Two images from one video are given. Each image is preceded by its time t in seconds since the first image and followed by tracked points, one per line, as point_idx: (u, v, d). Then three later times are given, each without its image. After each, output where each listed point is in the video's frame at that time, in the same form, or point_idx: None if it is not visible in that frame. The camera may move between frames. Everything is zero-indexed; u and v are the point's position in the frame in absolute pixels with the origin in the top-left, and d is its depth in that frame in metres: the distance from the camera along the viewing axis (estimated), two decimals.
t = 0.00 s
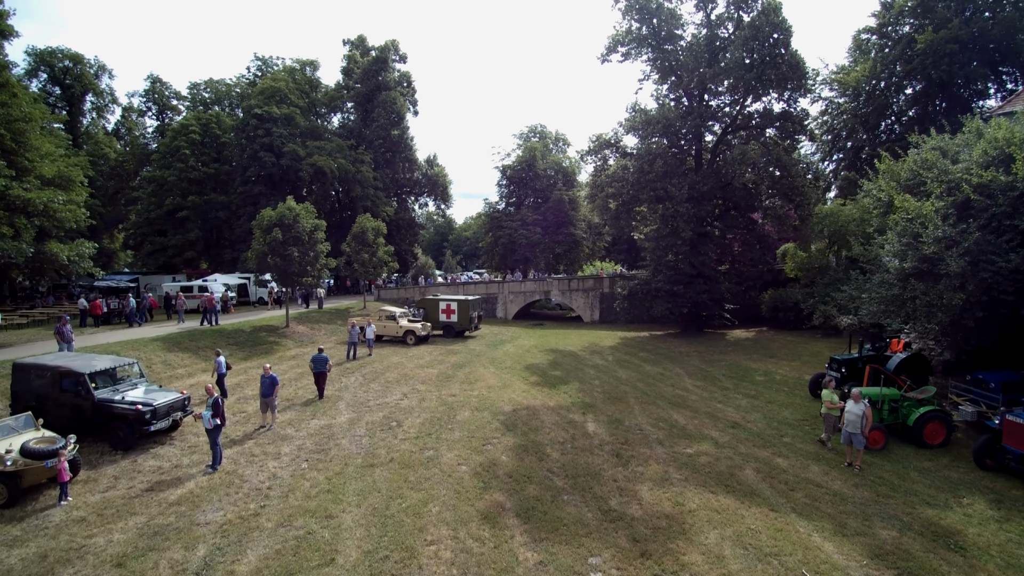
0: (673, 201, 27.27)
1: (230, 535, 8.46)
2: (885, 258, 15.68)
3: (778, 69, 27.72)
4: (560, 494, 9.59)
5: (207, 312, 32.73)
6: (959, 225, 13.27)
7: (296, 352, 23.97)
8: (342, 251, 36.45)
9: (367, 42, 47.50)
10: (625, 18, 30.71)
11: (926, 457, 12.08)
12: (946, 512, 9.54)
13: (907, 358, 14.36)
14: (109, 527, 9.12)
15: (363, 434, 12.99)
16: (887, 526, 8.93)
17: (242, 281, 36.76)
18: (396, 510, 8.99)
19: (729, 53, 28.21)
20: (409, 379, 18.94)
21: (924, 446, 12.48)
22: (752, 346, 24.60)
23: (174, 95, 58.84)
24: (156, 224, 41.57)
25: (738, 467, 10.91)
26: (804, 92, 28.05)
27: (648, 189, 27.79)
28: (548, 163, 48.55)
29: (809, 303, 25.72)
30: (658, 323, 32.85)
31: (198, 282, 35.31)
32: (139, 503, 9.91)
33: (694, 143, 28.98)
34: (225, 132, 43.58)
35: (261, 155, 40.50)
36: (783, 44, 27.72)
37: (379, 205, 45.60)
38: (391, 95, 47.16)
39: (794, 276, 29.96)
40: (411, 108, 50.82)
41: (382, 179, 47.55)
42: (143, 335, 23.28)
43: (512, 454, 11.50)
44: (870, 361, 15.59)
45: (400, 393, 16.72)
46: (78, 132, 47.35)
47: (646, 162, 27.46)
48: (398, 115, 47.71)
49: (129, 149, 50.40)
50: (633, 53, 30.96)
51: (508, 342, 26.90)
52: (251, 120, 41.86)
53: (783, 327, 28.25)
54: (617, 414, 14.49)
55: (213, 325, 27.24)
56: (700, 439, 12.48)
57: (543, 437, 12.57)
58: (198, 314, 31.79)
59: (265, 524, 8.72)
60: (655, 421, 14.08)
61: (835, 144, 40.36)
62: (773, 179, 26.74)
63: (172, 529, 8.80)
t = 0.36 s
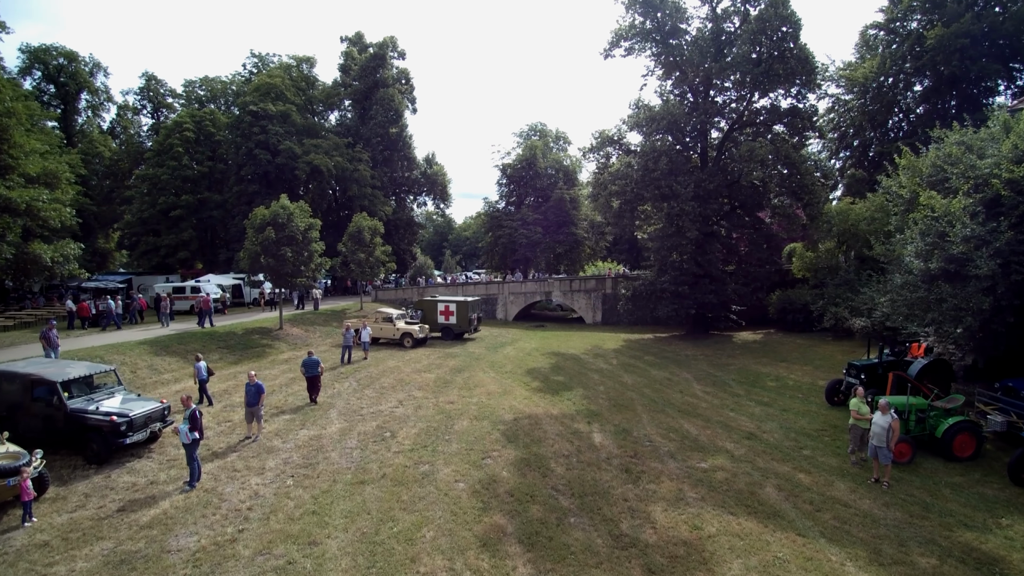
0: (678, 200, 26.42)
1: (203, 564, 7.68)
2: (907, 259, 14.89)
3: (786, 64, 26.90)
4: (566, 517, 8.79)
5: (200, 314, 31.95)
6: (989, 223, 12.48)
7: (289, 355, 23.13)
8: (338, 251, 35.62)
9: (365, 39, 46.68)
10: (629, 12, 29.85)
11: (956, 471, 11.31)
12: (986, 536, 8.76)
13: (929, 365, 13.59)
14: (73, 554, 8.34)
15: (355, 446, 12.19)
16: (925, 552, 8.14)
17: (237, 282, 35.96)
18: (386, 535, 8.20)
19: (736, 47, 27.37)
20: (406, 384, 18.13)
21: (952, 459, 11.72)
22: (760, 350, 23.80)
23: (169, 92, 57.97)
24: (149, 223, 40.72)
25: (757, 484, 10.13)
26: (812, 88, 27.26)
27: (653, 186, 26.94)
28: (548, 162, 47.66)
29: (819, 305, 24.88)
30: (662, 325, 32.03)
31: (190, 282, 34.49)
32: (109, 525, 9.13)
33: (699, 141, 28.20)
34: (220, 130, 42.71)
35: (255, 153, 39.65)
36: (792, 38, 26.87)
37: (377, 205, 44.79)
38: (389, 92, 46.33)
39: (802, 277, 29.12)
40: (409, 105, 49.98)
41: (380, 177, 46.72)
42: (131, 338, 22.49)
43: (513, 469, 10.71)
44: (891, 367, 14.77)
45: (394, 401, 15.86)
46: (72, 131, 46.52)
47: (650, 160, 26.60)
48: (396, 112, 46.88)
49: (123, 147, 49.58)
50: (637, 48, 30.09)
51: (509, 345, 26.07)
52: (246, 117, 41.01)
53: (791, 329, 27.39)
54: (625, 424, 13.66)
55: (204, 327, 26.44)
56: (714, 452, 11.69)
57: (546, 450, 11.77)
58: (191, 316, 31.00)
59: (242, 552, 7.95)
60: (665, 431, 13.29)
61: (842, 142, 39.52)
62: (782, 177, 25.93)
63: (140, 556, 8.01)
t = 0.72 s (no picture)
0: (684, 199, 25.53)
1: None
2: (931, 260, 14.08)
3: (796, 59, 26.07)
4: (572, 546, 7.99)
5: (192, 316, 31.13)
6: None
7: (281, 360, 22.30)
8: (334, 251, 34.76)
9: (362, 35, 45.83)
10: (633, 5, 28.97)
11: (990, 491, 10.50)
12: None
13: (953, 371, 12.73)
14: None
15: (344, 462, 11.36)
16: None
17: (230, 283, 35.15)
18: (374, 570, 7.39)
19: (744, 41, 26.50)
20: (401, 391, 17.30)
21: (985, 477, 10.91)
22: (770, 353, 22.99)
23: (165, 90, 57.07)
24: (141, 223, 39.85)
25: (780, 508, 9.34)
26: (822, 84, 26.51)
27: (658, 186, 26.06)
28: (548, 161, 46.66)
29: (829, 307, 24.05)
30: (666, 327, 31.19)
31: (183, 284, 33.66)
32: (72, 555, 8.34)
33: (705, 138, 27.39)
34: (214, 127, 41.82)
35: (250, 151, 38.79)
36: (802, 32, 26.03)
37: (374, 204, 43.96)
38: (387, 89, 45.49)
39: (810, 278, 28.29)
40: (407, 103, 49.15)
41: (378, 176, 45.87)
42: (118, 342, 21.70)
43: (514, 489, 9.89)
44: (914, 375, 13.92)
45: (388, 410, 15.02)
46: (67, 130, 45.74)
47: (655, 158, 25.71)
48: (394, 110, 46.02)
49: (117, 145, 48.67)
50: (641, 43, 29.21)
51: (509, 349, 25.23)
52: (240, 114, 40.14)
53: (799, 332, 26.52)
54: (633, 436, 12.84)
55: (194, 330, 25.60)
56: (731, 469, 10.88)
57: (549, 466, 10.94)
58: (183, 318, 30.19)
59: None
60: (676, 443, 12.48)
61: (848, 140, 38.70)
62: (791, 175, 25.09)
63: None
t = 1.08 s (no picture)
0: (690, 197, 24.65)
1: None
2: (957, 260, 13.29)
3: (805, 53, 25.23)
4: None
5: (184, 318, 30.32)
6: None
7: (273, 364, 21.47)
8: (330, 251, 33.96)
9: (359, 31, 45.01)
10: None
11: None
12: None
13: (981, 376, 11.81)
14: None
15: (331, 478, 10.57)
16: None
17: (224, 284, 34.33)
18: None
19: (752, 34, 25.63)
20: (396, 398, 16.51)
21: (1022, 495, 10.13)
22: (779, 357, 22.20)
23: (159, 87, 56.24)
24: (133, 222, 39.00)
25: (805, 533, 8.55)
26: (831, 79, 25.70)
27: (662, 184, 25.20)
28: (549, 160, 45.77)
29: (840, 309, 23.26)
30: (670, 330, 30.38)
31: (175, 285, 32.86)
32: None
33: (710, 135, 26.58)
34: (208, 124, 40.95)
35: (244, 148, 37.97)
36: (811, 25, 25.17)
37: (371, 203, 43.12)
38: (384, 86, 44.67)
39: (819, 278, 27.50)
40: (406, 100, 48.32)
41: (375, 175, 45.07)
42: (103, 346, 20.90)
43: (514, 510, 9.09)
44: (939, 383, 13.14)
45: (381, 419, 14.20)
46: (61, 129, 44.80)
47: (659, 155, 24.83)
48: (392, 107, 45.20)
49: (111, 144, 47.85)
50: (645, 37, 28.35)
51: (509, 352, 24.40)
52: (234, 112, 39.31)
53: (809, 336, 25.69)
54: (641, 450, 12.03)
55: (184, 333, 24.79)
56: (748, 488, 10.10)
57: (552, 484, 10.14)
58: (174, 320, 29.39)
59: None
60: (687, 457, 11.71)
61: (856, 137, 37.90)
62: (800, 173, 24.26)
63: None
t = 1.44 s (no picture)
0: (695, 195, 23.67)
1: None
2: (992, 261, 12.30)
3: (815, 44, 24.26)
4: None
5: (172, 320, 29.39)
6: None
7: (260, 369, 20.49)
8: (324, 251, 32.99)
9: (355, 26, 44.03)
10: None
11: None
12: None
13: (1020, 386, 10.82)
14: None
15: (309, 502, 9.60)
16: None
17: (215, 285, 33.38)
18: None
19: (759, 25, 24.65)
20: (386, 407, 15.56)
21: None
22: (789, 362, 21.23)
23: (152, 84, 55.20)
24: (123, 222, 38.06)
25: (837, 569, 7.60)
26: (842, 71, 24.75)
27: (666, 181, 24.22)
28: (549, 157, 44.83)
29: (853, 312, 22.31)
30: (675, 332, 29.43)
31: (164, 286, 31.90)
32: None
33: (716, 130, 25.61)
34: (199, 121, 39.96)
35: (236, 145, 37.00)
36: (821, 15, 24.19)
37: (367, 201, 42.18)
38: (380, 82, 43.69)
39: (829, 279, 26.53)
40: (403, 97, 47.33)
41: (372, 173, 44.11)
42: (82, 351, 19.95)
43: (509, 541, 8.13)
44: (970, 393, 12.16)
45: (369, 431, 13.22)
46: (54, 127, 43.83)
47: (664, 151, 23.85)
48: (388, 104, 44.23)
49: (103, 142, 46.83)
50: (648, 29, 27.36)
51: (507, 356, 23.43)
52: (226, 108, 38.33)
53: (819, 338, 24.73)
54: (649, 467, 11.07)
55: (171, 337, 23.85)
56: (770, 514, 9.14)
57: (553, 508, 9.17)
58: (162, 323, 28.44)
59: None
60: (700, 476, 10.74)
61: (864, 133, 36.91)
62: (811, 170, 23.28)
63: None
